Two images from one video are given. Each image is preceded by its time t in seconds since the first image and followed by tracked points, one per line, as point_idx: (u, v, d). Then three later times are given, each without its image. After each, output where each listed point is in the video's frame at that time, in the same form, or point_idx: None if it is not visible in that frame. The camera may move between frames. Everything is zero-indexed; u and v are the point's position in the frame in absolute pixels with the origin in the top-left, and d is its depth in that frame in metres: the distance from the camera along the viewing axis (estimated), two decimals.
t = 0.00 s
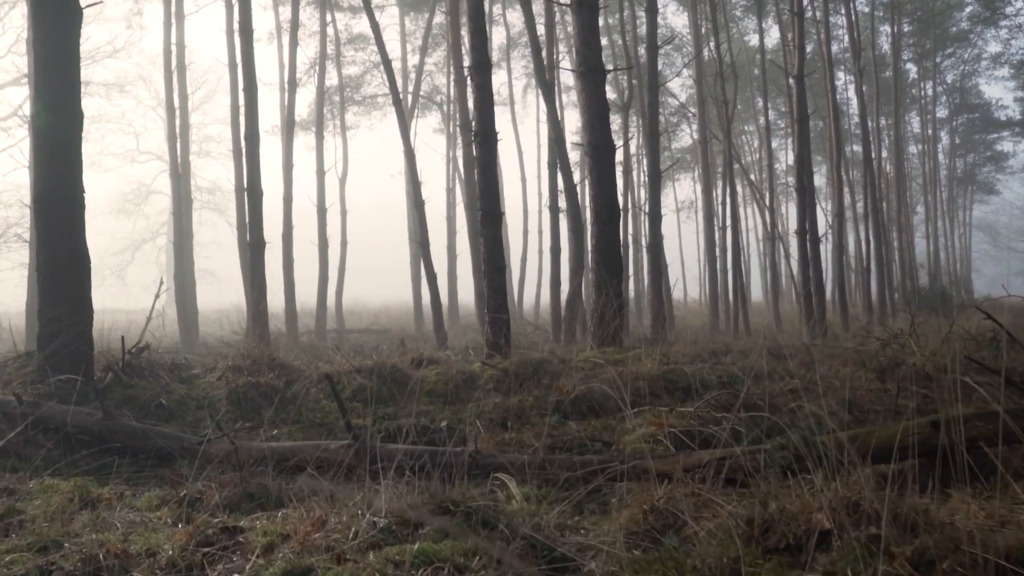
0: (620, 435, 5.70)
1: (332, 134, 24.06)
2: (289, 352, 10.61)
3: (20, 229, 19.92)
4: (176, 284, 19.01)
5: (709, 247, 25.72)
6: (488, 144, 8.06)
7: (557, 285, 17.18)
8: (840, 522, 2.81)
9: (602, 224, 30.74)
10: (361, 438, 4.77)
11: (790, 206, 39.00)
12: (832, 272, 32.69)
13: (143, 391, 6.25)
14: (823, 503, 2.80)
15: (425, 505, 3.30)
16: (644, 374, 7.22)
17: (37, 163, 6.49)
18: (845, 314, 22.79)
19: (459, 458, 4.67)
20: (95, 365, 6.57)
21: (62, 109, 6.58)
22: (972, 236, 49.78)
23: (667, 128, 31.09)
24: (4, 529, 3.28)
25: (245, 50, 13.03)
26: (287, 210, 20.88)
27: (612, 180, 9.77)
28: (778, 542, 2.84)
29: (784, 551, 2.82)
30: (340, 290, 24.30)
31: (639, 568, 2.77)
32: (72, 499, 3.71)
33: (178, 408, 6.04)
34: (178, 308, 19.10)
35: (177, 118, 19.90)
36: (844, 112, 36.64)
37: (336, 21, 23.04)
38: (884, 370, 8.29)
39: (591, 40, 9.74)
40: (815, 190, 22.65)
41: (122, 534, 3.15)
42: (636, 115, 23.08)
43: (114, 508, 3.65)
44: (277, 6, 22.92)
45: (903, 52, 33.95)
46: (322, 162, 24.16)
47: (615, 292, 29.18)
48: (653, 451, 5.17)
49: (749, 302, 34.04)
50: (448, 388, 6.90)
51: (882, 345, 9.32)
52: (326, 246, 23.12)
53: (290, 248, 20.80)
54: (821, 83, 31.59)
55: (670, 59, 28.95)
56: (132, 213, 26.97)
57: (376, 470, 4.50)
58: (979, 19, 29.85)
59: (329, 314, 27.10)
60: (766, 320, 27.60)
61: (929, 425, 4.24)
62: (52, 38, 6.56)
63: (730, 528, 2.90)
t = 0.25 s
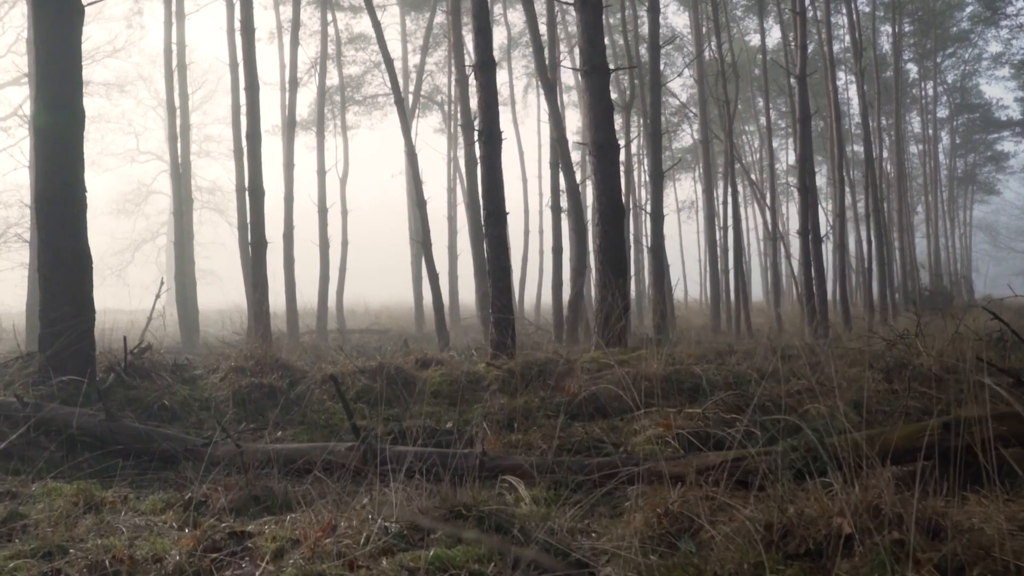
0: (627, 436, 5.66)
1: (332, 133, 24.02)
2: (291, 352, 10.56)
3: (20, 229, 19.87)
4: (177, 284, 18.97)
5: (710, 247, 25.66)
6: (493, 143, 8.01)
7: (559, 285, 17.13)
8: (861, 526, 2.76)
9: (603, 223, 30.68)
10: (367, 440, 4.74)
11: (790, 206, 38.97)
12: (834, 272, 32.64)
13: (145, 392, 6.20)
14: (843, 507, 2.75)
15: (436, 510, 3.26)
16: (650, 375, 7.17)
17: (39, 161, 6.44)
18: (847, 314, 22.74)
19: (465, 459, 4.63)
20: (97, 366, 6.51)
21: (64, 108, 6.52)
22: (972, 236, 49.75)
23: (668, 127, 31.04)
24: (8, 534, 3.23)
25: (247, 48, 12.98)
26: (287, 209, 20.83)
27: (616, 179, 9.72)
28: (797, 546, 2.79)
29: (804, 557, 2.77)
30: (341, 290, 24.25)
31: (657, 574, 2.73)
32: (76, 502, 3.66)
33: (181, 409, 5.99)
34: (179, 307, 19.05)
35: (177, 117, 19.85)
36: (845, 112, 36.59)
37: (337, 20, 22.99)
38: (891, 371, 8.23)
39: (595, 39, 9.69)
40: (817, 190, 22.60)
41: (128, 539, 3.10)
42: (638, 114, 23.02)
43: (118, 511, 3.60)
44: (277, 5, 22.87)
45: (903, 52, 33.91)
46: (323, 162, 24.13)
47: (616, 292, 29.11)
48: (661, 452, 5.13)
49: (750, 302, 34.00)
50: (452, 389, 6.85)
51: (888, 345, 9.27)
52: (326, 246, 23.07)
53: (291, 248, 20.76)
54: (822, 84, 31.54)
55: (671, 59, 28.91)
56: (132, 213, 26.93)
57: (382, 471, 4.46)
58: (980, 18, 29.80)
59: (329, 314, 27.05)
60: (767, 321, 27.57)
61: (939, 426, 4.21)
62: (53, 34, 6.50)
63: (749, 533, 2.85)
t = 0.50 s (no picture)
0: (635, 438, 5.62)
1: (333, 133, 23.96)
2: (293, 352, 10.51)
3: (21, 229, 19.81)
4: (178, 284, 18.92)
5: (711, 247, 25.61)
6: (497, 142, 7.95)
7: (561, 285, 17.07)
8: (880, 530, 2.72)
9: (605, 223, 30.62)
10: (373, 442, 4.69)
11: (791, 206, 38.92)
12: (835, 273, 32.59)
13: (148, 393, 6.15)
14: (862, 510, 2.72)
15: (447, 514, 3.24)
16: (656, 376, 7.12)
17: (40, 160, 6.39)
18: (848, 314, 22.69)
19: (472, 461, 4.59)
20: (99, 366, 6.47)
21: (66, 106, 6.47)
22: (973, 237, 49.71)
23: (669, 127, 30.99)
24: (12, 538, 3.18)
25: (249, 47, 12.93)
26: (289, 209, 20.78)
27: (620, 179, 9.66)
28: (815, 551, 2.75)
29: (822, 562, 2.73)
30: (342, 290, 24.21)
31: None
32: (80, 505, 3.61)
33: (184, 410, 5.94)
34: (180, 307, 19.00)
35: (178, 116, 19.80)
36: (847, 112, 36.55)
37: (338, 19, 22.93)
38: (897, 371, 8.18)
39: (599, 38, 9.64)
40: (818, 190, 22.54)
41: (133, 544, 3.05)
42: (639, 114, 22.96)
43: (122, 514, 3.55)
44: (278, 5, 22.81)
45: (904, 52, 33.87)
46: (324, 162, 24.06)
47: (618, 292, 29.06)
48: (669, 454, 5.09)
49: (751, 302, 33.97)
50: (457, 390, 6.80)
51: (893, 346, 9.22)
52: (327, 245, 23.02)
53: (292, 248, 20.70)
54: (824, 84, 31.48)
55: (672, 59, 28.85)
56: (132, 212, 26.88)
57: (389, 473, 4.42)
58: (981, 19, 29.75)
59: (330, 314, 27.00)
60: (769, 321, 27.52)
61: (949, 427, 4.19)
62: (54, 33, 6.45)
63: (767, 536, 2.80)
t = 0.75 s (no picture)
0: (642, 441, 5.57)
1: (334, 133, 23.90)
2: (295, 353, 10.46)
3: (21, 229, 19.75)
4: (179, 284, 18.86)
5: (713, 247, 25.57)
6: (502, 142, 7.88)
7: (563, 285, 17.01)
8: (901, 537, 2.68)
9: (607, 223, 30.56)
10: (379, 444, 4.64)
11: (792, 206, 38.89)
12: (837, 273, 32.51)
13: (150, 394, 6.09)
14: (885, 516, 2.68)
15: (460, 520, 3.21)
16: (661, 378, 7.06)
17: (43, 160, 6.33)
18: (851, 315, 22.61)
19: (479, 463, 4.56)
20: (102, 367, 6.41)
21: (69, 105, 6.41)
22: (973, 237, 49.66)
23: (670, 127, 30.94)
24: (15, 544, 3.12)
25: (251, 47, 12.88)
26: (290, 209, 20.73)
27: (624, 178, 9.61)
28: (838, 558, 2.69)
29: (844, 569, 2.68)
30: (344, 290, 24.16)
31: None
32: (84, 508, 3.56)
33: (187, 411, 5.88)
34: (181, 308, 18.95)
35: (178, 116, 19.74)
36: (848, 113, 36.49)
37: (339, 20, 22.88)
38: (905, 372, 8.12)
39: (603, 38, 9.59)
40: (820, 190, 22.48)
41: (139, 550, 3.01)
42: (641, 114, 22.90)
43: (127, 519, 3.50)
44: (279, 5, 22.73)
45: (906, 53, 33.82)
46: (324, 162, 24.00)
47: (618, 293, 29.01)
48: (678, 457, 5.04)
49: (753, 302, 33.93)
50: (461, 391, 6.74)
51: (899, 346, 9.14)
52: (328, 246, 22.96)
53: (293, 248, 20.64)
54: (825, 84, 31.42)
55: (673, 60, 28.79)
56: (132, 212, 26.84)
57: (395, 476, 4.38)
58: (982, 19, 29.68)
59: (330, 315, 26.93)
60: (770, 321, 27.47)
61: (963, 430, 4.16)
62: (57, 32, 6.39)
63: (786, 542, 2.76)
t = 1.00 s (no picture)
0: (649, 443, 5.54)
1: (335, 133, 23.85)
2: (297, 354, 10.42)
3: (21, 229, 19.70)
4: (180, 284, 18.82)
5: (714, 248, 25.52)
6: (506, 141, 7.84)
7: (565, 285, 16.97)
8: (921, 542, 2.66)
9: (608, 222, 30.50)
10: (384, 446, 4.62)
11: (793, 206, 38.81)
12: (838, 273, 32.46)
13: (154, 396, 6.05)
14: (905, 520, 2.66)
15: (472, 525, 3.19)
16: (667, 379, 7.02)
17: (45, 161, 6.29)
18: (853, 315, 22.56)
19: (486, 466, 4.54)
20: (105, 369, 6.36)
21: (72, 106, 6.37)
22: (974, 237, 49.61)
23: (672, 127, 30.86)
24: (19, 548, 3.08)
25: (253, 47, 12.83)
26: (291, 209, 20.69)
27: (629, 178, 9.57)
28: (857, 563, 2.66)
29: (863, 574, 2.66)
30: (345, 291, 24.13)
31: None
32: (89, 511, 3.53)
33: (191, 412, 5.84)
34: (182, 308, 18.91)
35: (179, 116, 19.68)
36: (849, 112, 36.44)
37: (340, 19, 22.84)
38: (911, 372, 8.09)
39: (607, 37, 9.55)
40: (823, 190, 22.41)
41: (146, 556, 2.97)
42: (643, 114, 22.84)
43: (133, 522, 3.47)
44: (280, 5, 22.68)
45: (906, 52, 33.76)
46: (325, 162, 23.95)
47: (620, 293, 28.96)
48: (686, 460, 5.01)
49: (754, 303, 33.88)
50: (466, 392, 6.70)
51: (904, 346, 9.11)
52: (329, 246, 22.91)
53: (294, 249, 20.60)
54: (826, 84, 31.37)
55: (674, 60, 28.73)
56: (132, 212, 26.80)
57: (401, 478, 4.35)
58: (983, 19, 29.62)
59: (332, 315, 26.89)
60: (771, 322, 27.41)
61: (974, 433, 4.13)
62: (59, 32, 6.34)
63: (804, 547, 2.74)
